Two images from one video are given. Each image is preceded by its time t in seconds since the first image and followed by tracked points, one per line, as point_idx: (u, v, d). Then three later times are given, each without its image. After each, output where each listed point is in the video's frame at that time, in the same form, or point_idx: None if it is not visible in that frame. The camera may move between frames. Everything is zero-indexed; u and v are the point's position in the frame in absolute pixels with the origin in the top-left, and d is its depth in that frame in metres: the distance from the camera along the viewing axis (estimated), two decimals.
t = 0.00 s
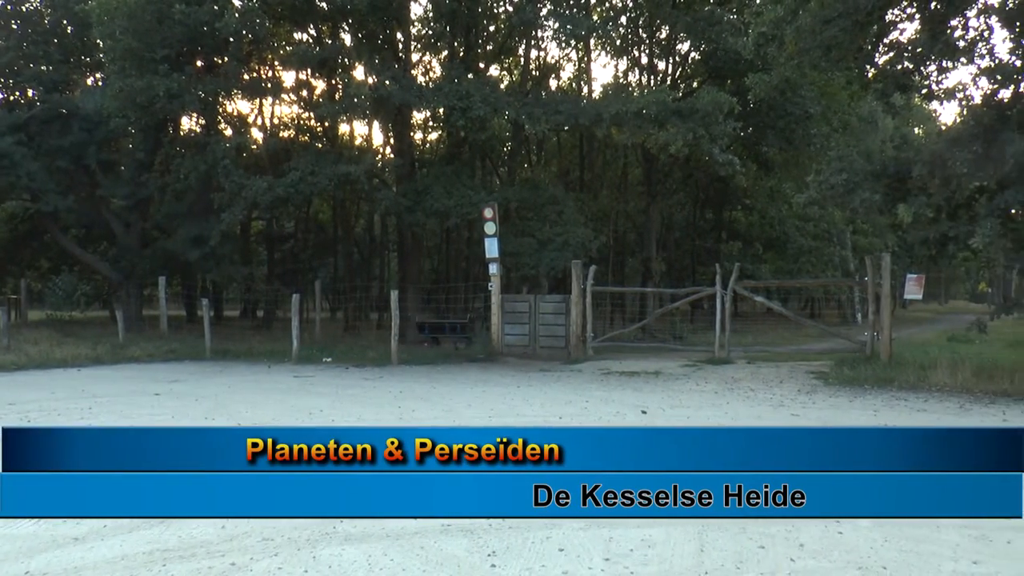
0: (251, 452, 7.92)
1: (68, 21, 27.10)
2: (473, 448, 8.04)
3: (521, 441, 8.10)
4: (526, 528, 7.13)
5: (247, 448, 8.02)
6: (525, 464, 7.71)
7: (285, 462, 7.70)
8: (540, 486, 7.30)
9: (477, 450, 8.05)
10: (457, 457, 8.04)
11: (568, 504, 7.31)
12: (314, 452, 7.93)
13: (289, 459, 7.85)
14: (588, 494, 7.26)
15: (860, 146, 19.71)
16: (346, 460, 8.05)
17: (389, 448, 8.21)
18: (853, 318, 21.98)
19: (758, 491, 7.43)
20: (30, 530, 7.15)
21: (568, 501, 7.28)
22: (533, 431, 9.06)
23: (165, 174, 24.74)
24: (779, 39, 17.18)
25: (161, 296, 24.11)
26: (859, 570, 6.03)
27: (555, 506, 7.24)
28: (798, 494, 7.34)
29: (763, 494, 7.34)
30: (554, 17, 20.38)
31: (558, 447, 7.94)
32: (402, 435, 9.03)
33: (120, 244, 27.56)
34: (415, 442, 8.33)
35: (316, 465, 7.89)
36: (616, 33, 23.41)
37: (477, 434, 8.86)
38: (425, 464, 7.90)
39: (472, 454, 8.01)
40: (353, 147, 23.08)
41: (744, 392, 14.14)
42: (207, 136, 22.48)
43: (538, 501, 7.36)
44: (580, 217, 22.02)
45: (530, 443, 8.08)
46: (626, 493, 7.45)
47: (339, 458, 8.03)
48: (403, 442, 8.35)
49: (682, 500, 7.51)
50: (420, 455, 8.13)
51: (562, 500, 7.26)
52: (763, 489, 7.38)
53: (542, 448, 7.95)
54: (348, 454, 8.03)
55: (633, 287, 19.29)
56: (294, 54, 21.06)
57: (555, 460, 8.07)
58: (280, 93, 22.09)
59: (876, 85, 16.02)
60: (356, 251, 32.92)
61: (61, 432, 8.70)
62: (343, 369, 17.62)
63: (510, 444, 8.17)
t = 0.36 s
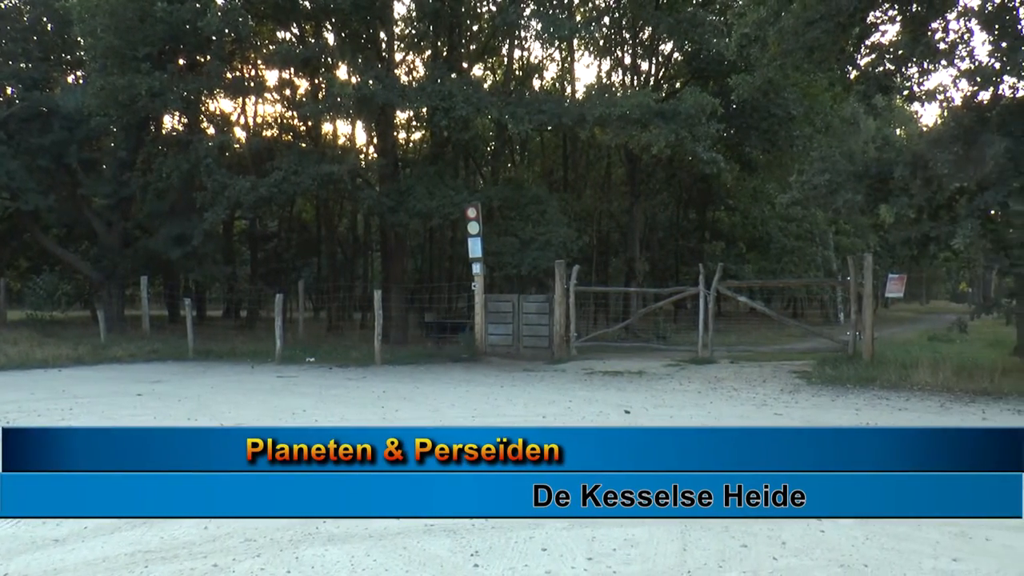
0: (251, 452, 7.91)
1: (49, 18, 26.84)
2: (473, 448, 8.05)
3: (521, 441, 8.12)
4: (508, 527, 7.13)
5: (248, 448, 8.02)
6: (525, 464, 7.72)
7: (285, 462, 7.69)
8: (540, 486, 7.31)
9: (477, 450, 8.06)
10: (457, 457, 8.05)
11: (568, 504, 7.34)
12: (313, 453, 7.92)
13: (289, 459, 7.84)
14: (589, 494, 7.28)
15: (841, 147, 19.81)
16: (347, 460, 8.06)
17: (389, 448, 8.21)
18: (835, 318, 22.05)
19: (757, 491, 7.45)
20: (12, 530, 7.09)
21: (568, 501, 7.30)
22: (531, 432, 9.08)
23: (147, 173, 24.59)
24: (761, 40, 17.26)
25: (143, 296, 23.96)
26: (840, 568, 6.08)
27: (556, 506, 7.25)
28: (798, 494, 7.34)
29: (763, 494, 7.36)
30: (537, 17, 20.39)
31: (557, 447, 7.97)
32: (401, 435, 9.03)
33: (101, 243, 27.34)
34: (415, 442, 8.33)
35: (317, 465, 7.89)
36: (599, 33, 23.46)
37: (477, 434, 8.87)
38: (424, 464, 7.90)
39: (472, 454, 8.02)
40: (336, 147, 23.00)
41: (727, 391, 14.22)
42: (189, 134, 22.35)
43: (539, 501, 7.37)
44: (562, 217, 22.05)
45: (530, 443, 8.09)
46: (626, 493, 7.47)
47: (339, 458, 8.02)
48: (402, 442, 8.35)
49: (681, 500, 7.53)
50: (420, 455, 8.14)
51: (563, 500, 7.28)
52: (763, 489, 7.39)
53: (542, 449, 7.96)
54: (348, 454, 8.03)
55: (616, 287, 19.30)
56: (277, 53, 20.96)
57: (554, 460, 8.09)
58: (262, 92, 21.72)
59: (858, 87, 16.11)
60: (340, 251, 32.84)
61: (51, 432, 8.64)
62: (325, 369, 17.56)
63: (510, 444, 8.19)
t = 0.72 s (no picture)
0: (252, 452, 8.00)
1: (34, 16, 26.66)
2: (473, 448, 8.11)
3: (521, 441, 8.18)
4: (496, 527, 7.12)
5: (248, 448, 8.09)
6: (525, 463, 7.78)
7: (285, 462, 7.76)
8: (540, 485, 7.34)
9: (477, 449, 8.11)
10: (457, 457, 8.11)
11: (568, 504, 7.36)
12: (314, 452, 8.01)
13: (289, 460, 7.92)
14: (589, 494, 7.32)
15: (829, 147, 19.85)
16: (347, 460, 8.12)
17: (389, 448, 8.26)
18: (822, 318, 22.15)
19: (757, 491, 7.47)
20: None
21: (568, 501, 7.33)
22: (531, 432, 9.13)
23: (134, 172, 24.47)
24: (749, 41, 17.29)
25: (130, 296, 23.86)
26: (829, 567, 6.10)
27: (556, 506, 7.27)
28: (798, 495, 7.35)
29: (763, 494, 7.37)
30: (525, 17, 20.38)
31: (557, 447, 8.02)
32: (400, 435, 9.09)
33: (88, 243, 27.19)
34: (415, 442, 8.39)
35: (317, 465, 7.96)
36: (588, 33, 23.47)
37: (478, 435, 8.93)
38: (424, 464, 7.97)
39: (472, 454, 8.07)
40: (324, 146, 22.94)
41: (715, 391, 14.30)
42: (176, 134, 22.26)
43: (539, 501, 7.40)
44: (551, 217, 22.05)
45: (530, 444, 8.15)
46: (626, 493, 7.49)
47: (339, 458, 8.08)
48: (402, 442, 8.40)
49: (681, 500, 7.54)
50: (420, 455, 8.18)
51: (563, 500, 7.30)
52: (763, 489, 7.39)
53: (542, 449, 8.02)
54: (348, 454, 8.09)
55: (604, 287, 19.32)
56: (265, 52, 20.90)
57: (554, 460, 8.14)
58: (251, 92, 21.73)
59: (846, 88, 16.18)
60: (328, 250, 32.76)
61: (46, 434, 8.67)
62: (313, 370, 17.53)
63: (510, 444, 8.25)
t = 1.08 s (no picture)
0: (252, 452, 8.06)
1: (24, 15, 26.54)
2: (473, 448, 8.16)
3: (521, 441, 8.22)
4: (488, 528, 7.11)
5: (248, 448, 8.16)
6: (525, 463, 7.82)
7: (285, 461, 7.81)
8: (540, 485, 7.36)
9: (477, 450, 8.16)
10: (457, 457, 8.16)
11: (568, 504, 7.37)
12: (314, 452, 8.06)
13: (289, 460, 7.97)
14: (589, 494, 7.34)
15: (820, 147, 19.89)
16: (347, 460, 8.19)
17: (389, 448, 8.30)
18: (815, 318, 22.20)
19: (757, 491, 7.48)
20: None
21: (568, 500, 7.36)
22: (530, 432, 9.17)
23: (126, 172, 24.40)
24: (741, 42, 17.32)
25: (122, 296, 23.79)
26: (821, 567, 6.10)
27: (555, 506, 7.29)
28: (799, 495, 7.36)
29: (763, 494, 7.38)
30: (518, 17, 20.38)
31: (557, 447, 8.05)
32: (400, 435, 9.13)
33: (79, 243, 27.09)
34: (415, 442, 8.44)
35: (317, 465, 8.02)
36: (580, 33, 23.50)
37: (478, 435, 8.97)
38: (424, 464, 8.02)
39: (472, 454, 8.12)
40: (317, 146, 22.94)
41: (708, 391, 14.31)
42: (168, 133, 22.20)
43: (538, 501, 7.42)
44: (543, 217, 22.05)
45: (530, 444, 8.18)
46: (626, 493, 7.50)
47: (339, 458, 8.15)
48: (402, 442, 8.45)
49: (681, 500, 7.55)
50: (420, 455, 8.25)
51: (563, 500, 7.32)
52: (763, 489, 7.40)
53: (541, 449, 8.05)
54: (348, 454, 8.16)
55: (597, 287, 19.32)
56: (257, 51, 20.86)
57: (554, 460, 8.17)
58: (243, 92, 22.13)
59: (838, 89, 16.21)
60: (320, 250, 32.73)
61: (43, 433, 8.71)
62: (305, 370, 17.50)
63: (510, 444, 8.28)
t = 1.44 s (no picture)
0: (252, 452, 8.07)
1: (22, 15, 26.49)
2: (473, 448, 8.15)
3: (521, 441, 8.22)
4: (485, 528, 7.10)
5: (248, 448, 8.17)
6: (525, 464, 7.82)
7: (286, 463, 7.82)
8: (540, 485, 7.36)
9: (477, 450, 8.16)
10: (457, 457, 8.15)
11: (568, 504, 7.37)
12: (314, 452, 8.08)
13: (289, 460, 7.97)
14: (589, 494, 7.35)
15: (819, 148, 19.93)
16: (347, 460, 8.20)
17: (389, 448, 8.30)
18: (812, 318, 22.23)
19: (757, 491, 7.48)
20: None
21: (568, 500, 7.36)
22: (530, 432, 9.18)
23: (123, 171, 24.37)
24: (740, 42, 17.35)
25: (120, 296, 23.76)
26: (818, 566, 6.11)
27: (555, 506, 7.29)
28: (798, 495, 7.36)
29: (763, 495, 7.39)
30: (516, 17, 20.40)
31: (557, 447, 8.06)
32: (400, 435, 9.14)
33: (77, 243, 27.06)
34: (415, 442, 8.45)
35: (317, 465, 8.03)
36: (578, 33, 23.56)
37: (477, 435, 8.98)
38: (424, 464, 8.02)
39: (472, 454, 8.11)
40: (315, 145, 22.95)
41: (706, 391, 14.30)
42: (166, 133, 22.19)
43: (539, 501, 7.43)
44: (541, 216, 22.07)
45: (530, 444, 8.18)
46: (627, 493, 7.49)
47: (339, 458, 8.16)
48: (402, 442, 8.46)
49: (681, 500, 7.54)
50: (420, 455, 8.26)
51: (563, 500, 7.31)
52: (763, 490, 7.40)
53: (541, 449, 8.05)
54: (348, 454, 8.17)
55: (595, 287, 19.31)
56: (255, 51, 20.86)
57: (554, 461, 8.17)
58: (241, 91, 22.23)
59: (836, 90, 16.20)
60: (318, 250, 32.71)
61: (43, 434, 8.71)
62: (303, 370, 17.49)
63: (510, 444, 8.28)
